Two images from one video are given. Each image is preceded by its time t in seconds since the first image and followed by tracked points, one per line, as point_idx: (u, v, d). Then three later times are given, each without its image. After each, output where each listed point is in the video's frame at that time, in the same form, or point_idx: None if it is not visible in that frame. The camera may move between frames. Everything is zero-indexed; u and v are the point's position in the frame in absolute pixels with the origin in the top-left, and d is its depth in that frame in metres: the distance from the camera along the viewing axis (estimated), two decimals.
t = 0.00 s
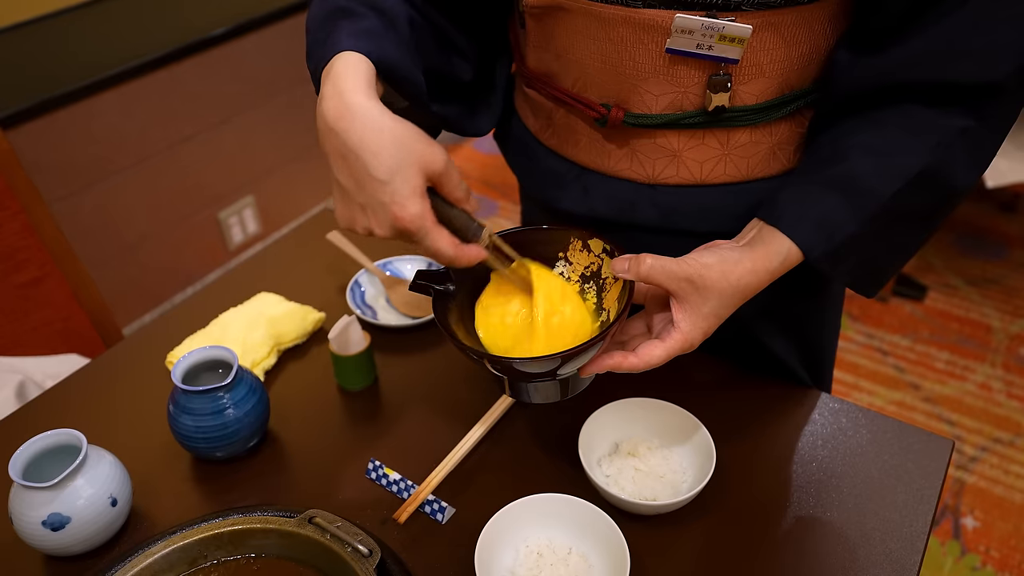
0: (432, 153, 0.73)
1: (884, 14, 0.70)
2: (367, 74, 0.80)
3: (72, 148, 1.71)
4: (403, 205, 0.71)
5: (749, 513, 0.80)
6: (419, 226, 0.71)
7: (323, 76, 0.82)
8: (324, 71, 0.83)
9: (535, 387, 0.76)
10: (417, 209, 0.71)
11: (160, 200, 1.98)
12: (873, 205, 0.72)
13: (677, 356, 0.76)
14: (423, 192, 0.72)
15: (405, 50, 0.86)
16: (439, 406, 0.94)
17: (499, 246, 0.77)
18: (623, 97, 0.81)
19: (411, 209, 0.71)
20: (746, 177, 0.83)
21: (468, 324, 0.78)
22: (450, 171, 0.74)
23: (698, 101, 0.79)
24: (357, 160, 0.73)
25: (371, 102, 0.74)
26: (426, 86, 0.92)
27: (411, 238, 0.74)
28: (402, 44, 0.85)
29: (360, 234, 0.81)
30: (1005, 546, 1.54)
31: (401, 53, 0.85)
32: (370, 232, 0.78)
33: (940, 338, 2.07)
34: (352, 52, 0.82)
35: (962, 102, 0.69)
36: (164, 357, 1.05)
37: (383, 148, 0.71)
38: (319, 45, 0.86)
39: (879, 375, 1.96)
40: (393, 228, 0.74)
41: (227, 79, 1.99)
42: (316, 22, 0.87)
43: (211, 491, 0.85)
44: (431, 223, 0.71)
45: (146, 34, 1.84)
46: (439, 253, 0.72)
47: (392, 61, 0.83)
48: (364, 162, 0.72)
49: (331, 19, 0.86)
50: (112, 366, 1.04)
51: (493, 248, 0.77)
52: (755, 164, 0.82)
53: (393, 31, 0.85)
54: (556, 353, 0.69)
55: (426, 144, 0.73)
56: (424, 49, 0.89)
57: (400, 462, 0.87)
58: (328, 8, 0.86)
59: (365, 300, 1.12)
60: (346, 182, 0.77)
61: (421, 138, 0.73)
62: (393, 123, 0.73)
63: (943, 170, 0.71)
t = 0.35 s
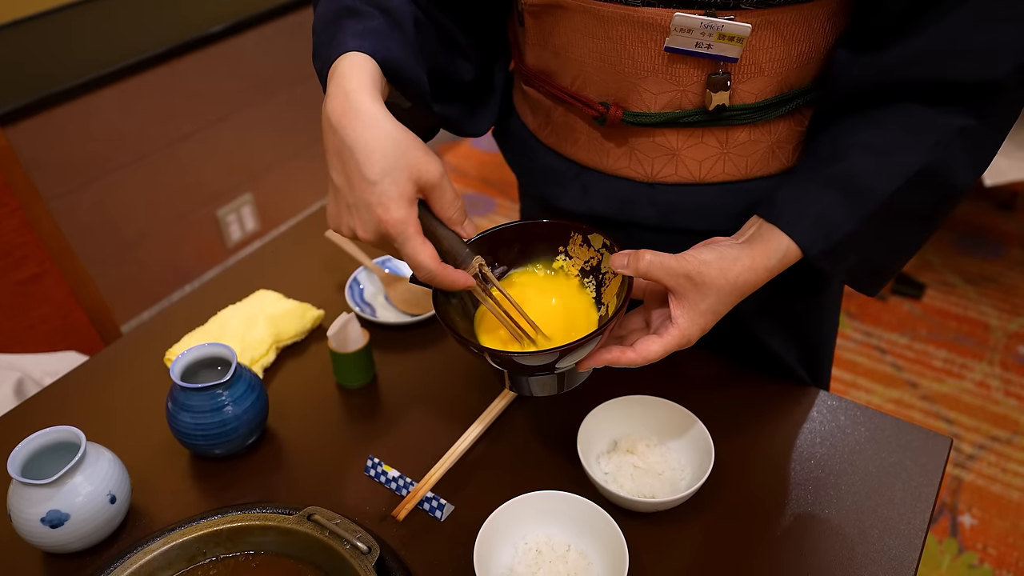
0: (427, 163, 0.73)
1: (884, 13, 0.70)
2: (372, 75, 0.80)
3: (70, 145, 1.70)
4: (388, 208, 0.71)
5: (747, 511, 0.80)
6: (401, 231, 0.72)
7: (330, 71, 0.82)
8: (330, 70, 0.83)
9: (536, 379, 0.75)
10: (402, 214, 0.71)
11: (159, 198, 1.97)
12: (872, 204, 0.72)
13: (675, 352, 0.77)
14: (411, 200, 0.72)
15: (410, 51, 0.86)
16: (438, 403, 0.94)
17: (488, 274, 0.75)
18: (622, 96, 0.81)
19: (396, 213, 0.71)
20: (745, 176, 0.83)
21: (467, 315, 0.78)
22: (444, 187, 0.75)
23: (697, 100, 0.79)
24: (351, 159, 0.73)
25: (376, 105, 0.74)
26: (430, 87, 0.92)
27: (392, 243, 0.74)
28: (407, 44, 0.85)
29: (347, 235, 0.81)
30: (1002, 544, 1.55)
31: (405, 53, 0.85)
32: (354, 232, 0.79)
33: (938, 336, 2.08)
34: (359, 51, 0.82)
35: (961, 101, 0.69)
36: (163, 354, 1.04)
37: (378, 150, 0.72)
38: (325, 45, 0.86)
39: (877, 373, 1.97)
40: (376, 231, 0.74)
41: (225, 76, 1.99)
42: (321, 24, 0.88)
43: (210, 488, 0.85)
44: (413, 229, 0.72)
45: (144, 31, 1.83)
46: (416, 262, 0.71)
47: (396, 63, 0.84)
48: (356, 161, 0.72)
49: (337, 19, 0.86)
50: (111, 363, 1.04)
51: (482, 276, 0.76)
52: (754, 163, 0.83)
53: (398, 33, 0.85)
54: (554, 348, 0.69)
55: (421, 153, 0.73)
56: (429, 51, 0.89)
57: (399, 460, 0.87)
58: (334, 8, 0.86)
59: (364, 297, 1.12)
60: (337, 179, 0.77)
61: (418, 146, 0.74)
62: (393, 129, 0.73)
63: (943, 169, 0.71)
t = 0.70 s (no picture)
0: (469, 143, 0.73)
1: (878, 14, 0.70)
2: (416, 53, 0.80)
3: (69, 143, 1.70)
4: (428, 169, 0.70)
5: (744, 509, 0.80)
6: (437, 194, 0.69)
7: (371, 41, 0.81)
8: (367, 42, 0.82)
9: (529, 382, 0.75)
10: (439, 177, 0.69)
11: (157, 196, 1.97)
12: (864, 206, 0.72)
13: (667, 353, 0.76)
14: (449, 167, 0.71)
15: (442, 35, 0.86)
16: (436, 401, 0.95)
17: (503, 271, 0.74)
18: (618, 96, 0.82)
19: (434, 174, 0.69)
20: (741, 177, 0.83)
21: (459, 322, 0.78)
22: (479, 170, 0.73)
23: (693, 101, 0.79)
24: (394, 115, 0.72)
25: (426, 81, 0.75)
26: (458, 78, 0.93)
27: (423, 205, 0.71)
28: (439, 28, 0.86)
29: (373, 197, 0.77)
30: (1000, 541, 1.55)
31: (437, 31, 0.85)
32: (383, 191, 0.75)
33: (936, 335, 2.08)
34: (402, 26, 0.81)
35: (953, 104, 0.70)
36: (162, 353, 1.05)
37: (426, 113, 0.72)
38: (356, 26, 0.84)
39: (875, 372, 1.97)
40: (410, 190, 0.71)
41: (224, 74, 1.99)
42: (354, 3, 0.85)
43: (208, 487, 0.85)
44: (449, 194, 0.69)
45: (142, 30, 1.83)
46: (448, 228, 0.69)
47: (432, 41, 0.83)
48: (401, 119, 0.72)
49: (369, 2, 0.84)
50: (110, 362, 1.04)
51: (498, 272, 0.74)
52: (749, 164, 0.83)
53: (429, 14, 0.85)
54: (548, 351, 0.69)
55: (465, 131, 0.74)
56: (454, 42, 0.91)
57: (398, 458, 0.88)
58: None
59: (362, 296, 1.12)
60: (376, 136, 0.75)
61: (461, 125, 0.74)
62: (439, 103, 0.74)
63: (935, 172, 0.71)
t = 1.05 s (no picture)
0: (463, 121, 0.74)
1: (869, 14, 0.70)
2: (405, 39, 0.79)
3: (67, 141, 1.70)
4: (427, 156, 0.71)
5: (741, 507, 0.80)
6: (439, 180, 0.71)
7: (359, 40, 0.81)
8: (359, 40, 0.82)
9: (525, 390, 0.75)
10: (439, 163, 0.71)
11: (155, 194, 1.97)
12: (856, 208, 0.73)
13: (664, 359, 0.77)
14: (446, 150, 0.72)
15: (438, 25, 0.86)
16: (435, 399, 0.95)
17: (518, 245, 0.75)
18: (620, 95, 0.82)
19: (433, 161, 0.71)
20: (741, 175, 0.84)
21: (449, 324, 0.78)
22: (477, 147, 0.75)
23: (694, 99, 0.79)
24: (387, 109, 0.73)
25: (414, 64, 0.75)
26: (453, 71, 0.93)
27: (427, 193, 0.73)
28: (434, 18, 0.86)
29: (378, 188, 0.79)
30: (996, 540, 1.56)
31: (435, 27, 0.85)
32: (387, 183, 0.77)
33: (934, 333, 2.09)
34: (392, 18, 0.81)
35: (945, 107, 0.70)
36: (160, 350, 1.05)
37: (417, 101, 0.72)
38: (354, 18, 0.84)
39: (872, 371, 1.98)
40: (411, 181, 0.73)
41: (222, 72, 1.99)
42: None
43: (207, 484, 0.85)
44: (451, 177, 0.71)
45: (140, 27, 1.83)
46: (456, 208, 0.71)
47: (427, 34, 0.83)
48: (394, 111, 0.72)
49: None
50: (108, 359, 1.04)
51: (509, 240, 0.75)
52: (750, 162, 0.83)
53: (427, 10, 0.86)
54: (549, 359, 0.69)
55: (456, 110, 0.74)
56: (454, 38, 0.92)
57: (396, 455, 0.88)
58: None
59: (361, 294, 1.12)
60: (373, 130, 0.76)
61: (451, 104, 0.75)
62: (428, 85, 0.74)
63: (928, 174, 0.71)
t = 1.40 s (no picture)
0: (442, 131, 0.74)
1: (872, 12, 0.70)
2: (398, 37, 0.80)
3: (65, 141, 1.70)
4: (398, 153, 0.70)
5: (738, 505, 0.81)
6: (406, 180, 0.70)
7: (354, 27, 0.81)
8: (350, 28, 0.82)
9: (525, 380, 0.75)
10: (409, 164, 0.70)
11: (154, 193, 1.97)
12: (859, 205, 0.73)
13: (663, 353, 0.77)
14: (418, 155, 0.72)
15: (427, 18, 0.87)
16: (433, 398, 0.95)
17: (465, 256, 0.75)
18: (617, 93, 0.82)
19: (405, 160, 0.70)
20: (738, 173, 0.84)
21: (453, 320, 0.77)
22: (449, 159, 0.75)
23: (691, 97, 0.79)
24: (370, 97, 0.72)
25: (403, 62, 0.76)
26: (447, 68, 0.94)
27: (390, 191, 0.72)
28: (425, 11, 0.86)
29: (341, 175, 0.76)
30: (993, 538, 1.56)
31: (427, 22, 0.86)
32: (351, 170, 0.74)
33: (931, 332, 2.09)
34: (386, 11, 0.82)
35: (950, 105, 0.70)
36: (158, 349, 1.05)
37: (401, 100, 0.72)
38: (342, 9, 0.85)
39: (870, 369, 1.98)
40: (376, 172, 0.71)
41: (220, 70, 1.99)
42: None
43: (205, 483, 0.85)
44: (417, 181, 0.70)
45: (138, 26, 1.83)
46: (415, 214, 0.71)
47: (416, 28, 0.84)
48: (376, 101, 0.72)
49: None
50: (106, 357, 1.04)
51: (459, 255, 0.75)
52: (747, 160, 0.83)
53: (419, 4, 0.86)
54: (546, 348, 0.69)
55: (438, 121, 0.75)
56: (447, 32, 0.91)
57: (394, 454, 0.88)
58: None
59: (360, 294, 1.12)
60: (349, 116, 0.75)
61: (433, 113, 0.75)
62: (413, 87, 0.74)
63: (930, 172, 0.72)
